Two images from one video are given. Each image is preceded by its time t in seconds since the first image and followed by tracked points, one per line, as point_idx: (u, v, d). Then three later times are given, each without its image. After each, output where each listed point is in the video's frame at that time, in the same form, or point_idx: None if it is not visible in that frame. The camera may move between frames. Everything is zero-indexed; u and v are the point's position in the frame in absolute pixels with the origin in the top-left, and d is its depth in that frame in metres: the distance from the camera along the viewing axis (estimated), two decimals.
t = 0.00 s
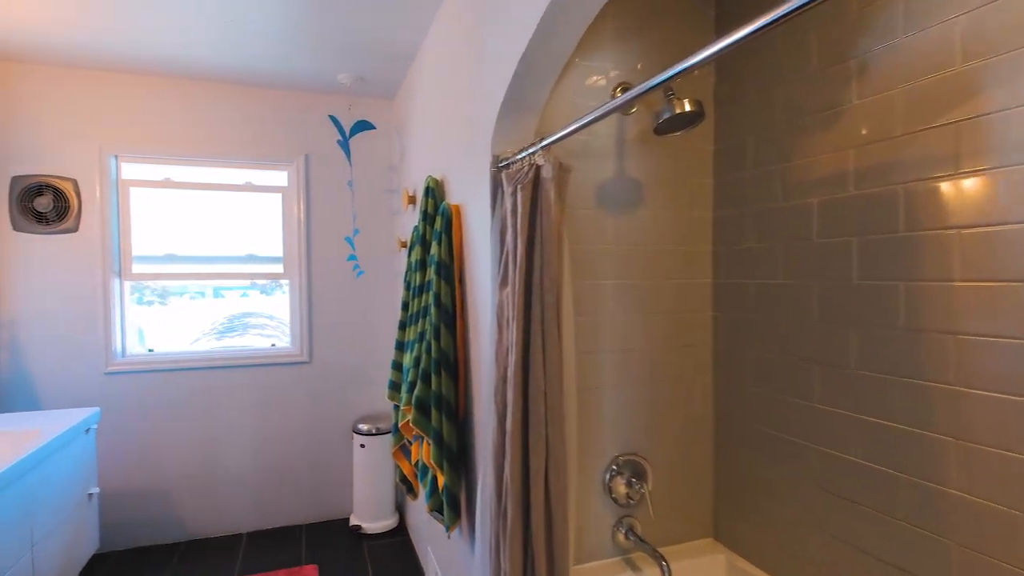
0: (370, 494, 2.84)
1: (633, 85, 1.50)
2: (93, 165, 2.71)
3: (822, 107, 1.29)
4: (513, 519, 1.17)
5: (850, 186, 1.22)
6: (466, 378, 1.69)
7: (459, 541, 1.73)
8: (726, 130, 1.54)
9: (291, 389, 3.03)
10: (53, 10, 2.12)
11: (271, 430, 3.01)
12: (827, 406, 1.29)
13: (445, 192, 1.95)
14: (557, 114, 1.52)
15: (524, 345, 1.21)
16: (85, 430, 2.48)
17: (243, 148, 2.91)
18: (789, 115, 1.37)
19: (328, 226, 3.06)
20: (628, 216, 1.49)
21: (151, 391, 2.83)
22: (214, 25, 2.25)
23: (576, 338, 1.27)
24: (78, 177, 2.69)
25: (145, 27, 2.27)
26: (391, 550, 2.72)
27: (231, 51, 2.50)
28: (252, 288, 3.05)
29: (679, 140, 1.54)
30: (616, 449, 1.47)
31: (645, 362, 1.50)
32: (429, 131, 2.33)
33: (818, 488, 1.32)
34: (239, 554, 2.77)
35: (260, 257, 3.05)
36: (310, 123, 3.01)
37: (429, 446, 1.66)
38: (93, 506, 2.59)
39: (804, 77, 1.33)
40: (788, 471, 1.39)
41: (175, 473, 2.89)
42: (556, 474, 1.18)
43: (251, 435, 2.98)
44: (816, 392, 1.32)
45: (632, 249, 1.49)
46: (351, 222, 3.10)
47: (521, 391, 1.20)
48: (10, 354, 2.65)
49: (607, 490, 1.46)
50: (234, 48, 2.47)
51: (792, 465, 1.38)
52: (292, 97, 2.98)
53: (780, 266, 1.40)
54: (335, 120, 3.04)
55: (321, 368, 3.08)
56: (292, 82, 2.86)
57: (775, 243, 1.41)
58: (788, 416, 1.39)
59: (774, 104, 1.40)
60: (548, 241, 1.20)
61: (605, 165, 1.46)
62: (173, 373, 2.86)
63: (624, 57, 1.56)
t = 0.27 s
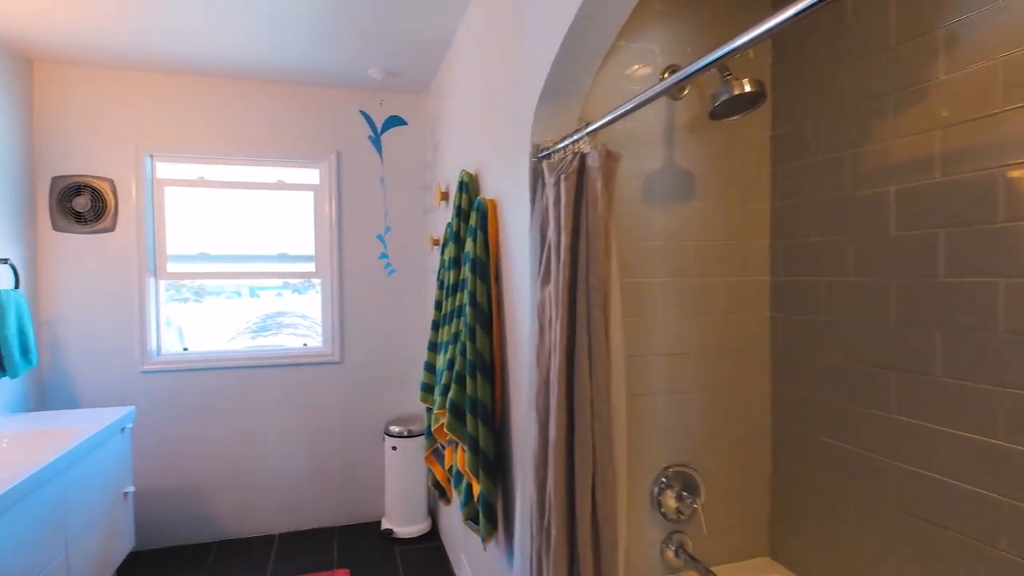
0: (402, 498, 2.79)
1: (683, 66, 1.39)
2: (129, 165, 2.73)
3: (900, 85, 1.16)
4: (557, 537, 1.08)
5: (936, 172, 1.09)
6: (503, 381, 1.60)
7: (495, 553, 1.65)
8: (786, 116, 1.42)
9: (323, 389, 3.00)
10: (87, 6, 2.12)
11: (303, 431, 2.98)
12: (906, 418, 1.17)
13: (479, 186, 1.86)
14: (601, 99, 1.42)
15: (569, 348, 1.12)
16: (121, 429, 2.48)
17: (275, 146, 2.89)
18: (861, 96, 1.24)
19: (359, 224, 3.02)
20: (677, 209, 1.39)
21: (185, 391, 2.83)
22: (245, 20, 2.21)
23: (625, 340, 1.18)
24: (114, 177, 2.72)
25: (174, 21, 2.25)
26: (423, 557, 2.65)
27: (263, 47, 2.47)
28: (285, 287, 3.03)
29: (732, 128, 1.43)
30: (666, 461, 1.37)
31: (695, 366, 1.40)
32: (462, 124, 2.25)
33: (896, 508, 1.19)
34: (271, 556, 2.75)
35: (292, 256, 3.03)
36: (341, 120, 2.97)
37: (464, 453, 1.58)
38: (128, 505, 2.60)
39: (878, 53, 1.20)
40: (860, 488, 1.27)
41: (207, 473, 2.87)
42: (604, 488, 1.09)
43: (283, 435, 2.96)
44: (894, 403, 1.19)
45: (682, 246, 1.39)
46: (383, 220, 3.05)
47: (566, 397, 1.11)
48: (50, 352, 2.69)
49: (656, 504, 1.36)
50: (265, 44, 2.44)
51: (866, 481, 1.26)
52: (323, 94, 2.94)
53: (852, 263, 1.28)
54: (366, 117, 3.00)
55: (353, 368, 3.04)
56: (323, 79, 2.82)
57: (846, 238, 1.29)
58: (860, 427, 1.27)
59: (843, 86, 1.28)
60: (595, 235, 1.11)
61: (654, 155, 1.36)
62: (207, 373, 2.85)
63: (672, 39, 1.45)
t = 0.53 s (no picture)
0: (438, 502, 2.72)
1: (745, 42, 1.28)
2: (169, 164, 2.74)
3: (1002, 56, 1.04)
4: (611, 557, 0.99)
5: None
6: (545, 385, 1.52)
7: (538, 566, 1.57)
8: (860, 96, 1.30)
9: (358, 389, 2.96)
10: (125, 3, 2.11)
11: (338, 431, 2.95)
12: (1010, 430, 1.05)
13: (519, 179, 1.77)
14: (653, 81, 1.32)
15: (623, 351, 1.02)
16: (159, 427, 2.48)
17: (310, 143, 2.87)
18: (953, 71, 1.12)
19: (395, 221, 2.97)
20: (737, 199, 1.28)
21: (223, 389, 2.82)
22: (280, 14, 2.18)
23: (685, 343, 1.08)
24: (154, 177, 2.73)
25: (207, 18, 2.23)
26: (459, 563, 2.58)
27: (298, 43, 2.44)
28: (320, 286, 3.00)
29: (798, 111, 1.31)
30: (724, 474, 1.26)
31: (756, 371, 1.29)
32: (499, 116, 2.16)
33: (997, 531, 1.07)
34: (306, 558, 2.72)
35: (327, 254, 3.00)
36: (376, 115, 2.93)
37: (505, 460, 1.50)
38: (167, 503, 2.60)
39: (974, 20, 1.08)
40: (956, 507, 1.15)
41: (243, 472, 2.87)
42: (665, 507, 0.99)
43: (318, 435, 2.93)
44: (997, 415, 1.07)
45: (742, 240, 1.28)
46: (418, 217, 2.99)
47: (620, 404, 1.01)
48: (93, 350, 2.72)
49: (715, 521, 1.25)
50: (301, 39, 2.40)
51: (960, 501, 1.14)
52: (358, 90, 2.91)
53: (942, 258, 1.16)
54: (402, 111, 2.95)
55: (388, 368, 2.99)
56: (358, 74, 2.78)
57: (936, 229, 1.16)
58: (953, 440, 1.15)
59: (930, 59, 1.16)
60: (653, 226, 1.01)
61: (712, 141, 1.26)
62: (243, 372, 2.85)
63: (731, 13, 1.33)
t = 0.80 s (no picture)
0: (481, 509, 2.64)
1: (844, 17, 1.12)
2: (213, 163, 2.73)
3: None
4: None
5: None
6: (601, 390, 1.40)
7: None
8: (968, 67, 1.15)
9: (400, 390, 2.90)
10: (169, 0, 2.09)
11: (380, 433, 2.90)
12: None
13: (570, 169, 1.66)
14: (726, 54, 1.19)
15: (698, 357, 0.90)
16: (203, 426, 2.47)
17: (351, 140, 2.82)
18: None
19: (438, 218, 2.90)
20: (821, 185, 1.14)
21: (265, 389, 2.81)
22: (320, 7, 2.12)
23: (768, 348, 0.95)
24: (199, 176, 2.73)
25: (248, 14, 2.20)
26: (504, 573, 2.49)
27: (339, 37, 2.39)
28: (361, 285, 2.96)
29: (892, 85, 1.16)
30: (808, 493, 1.13)
31: (843, 378, 1.15)
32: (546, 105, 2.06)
33: None
34: (348, 561, 2.67)
35: (367, 253, 2.94)
36: (418, 110, 2.87)
37: (557, 471, 1.39)
38: (211, 502, 2.59)
39: None
40: None
41: (286, 473, 2.84)
42: (749, 535, 0.88)
43: (360, 436, 2.88)
44: None
45: (826, 231, 1.14)
46: (460, 214, 2.91)
47: (697, 416, 0.90)
48: (141, 349, 2.74)
49: (797, 546, 1.12)
50: (342, 33, 2.35)
51: None
52: (399, 84, 2.85)
53: None
54: (444, 104, 2.88)
55: (430, 368, 2.93)
56: (399, 67, 2.72)
57: None
58: None
59: None
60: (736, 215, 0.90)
61: (795, 119, 1.12)
62: (286, 371, 2.82)
63: None
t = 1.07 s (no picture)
0: (529, 520, 2.53)
1: None
2: (257, 162, 2.71)
3: None
4: None
5: None
6: (666, 400, 1.27)
7: None
8: None
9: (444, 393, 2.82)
10: None
11: (424, 437, 2.82)
12: None
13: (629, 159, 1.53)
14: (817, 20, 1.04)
15: (799, 368, 0.77)
16: (247, 427, 2.44)
17: (395, 136, 2.76)
18: None
19: (484, 215, 2.81)
20: (929, 168, 0.99)
21: (309, 390, 2.77)
22: None
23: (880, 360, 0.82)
24: (244, 175, 2.71)
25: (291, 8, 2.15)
26: None
27: (384, 30, 2.32)
28: (405, 284, 2.89)
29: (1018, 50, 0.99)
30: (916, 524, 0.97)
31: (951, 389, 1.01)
32: (599, 92, 1.93)
33: None
34: (392, 569, 2.60)
35: (410, 251, 2.87)
36: (463, 104, 2.78)
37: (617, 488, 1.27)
38: (255, 504, 2.56)
39: None
40: None
41: (330, 477, 2.80)
42: None
43: (403, 440, 2.81)
44: None
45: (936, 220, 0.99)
46: (507, 210, 2.81)
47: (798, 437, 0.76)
48: (188, 348, 2.74)
49: None
50: (387, 26, 2.29)
51: None
52: (444, 78, 2.77)
53: None
54: (490, 97, 2.78)
55: (474, 370, 2.83)
56: (444, 60, 2.64)
57: None
58: None
59: None
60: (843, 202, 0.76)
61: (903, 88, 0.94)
62: (330, 372, 2.78)
63: None
